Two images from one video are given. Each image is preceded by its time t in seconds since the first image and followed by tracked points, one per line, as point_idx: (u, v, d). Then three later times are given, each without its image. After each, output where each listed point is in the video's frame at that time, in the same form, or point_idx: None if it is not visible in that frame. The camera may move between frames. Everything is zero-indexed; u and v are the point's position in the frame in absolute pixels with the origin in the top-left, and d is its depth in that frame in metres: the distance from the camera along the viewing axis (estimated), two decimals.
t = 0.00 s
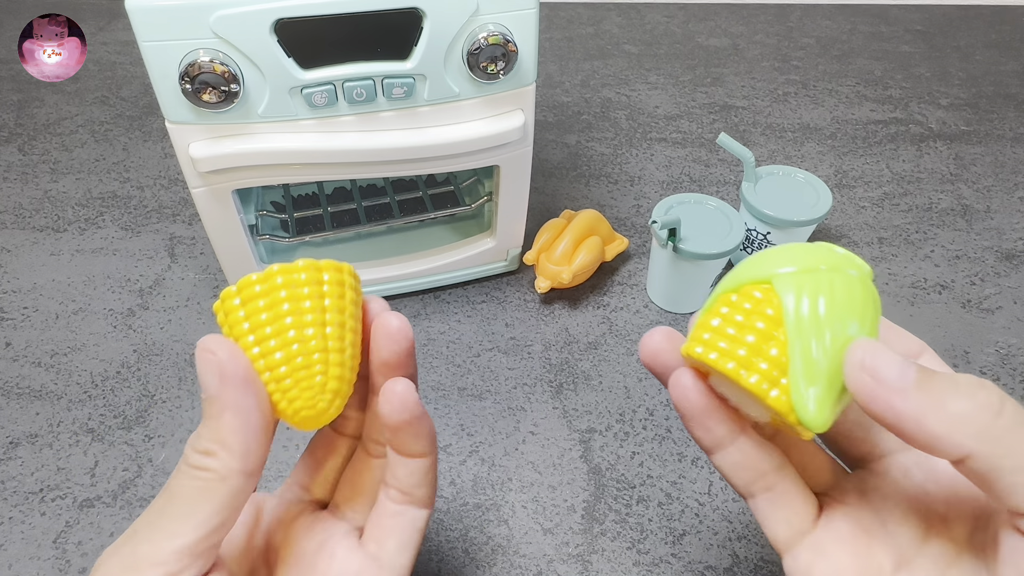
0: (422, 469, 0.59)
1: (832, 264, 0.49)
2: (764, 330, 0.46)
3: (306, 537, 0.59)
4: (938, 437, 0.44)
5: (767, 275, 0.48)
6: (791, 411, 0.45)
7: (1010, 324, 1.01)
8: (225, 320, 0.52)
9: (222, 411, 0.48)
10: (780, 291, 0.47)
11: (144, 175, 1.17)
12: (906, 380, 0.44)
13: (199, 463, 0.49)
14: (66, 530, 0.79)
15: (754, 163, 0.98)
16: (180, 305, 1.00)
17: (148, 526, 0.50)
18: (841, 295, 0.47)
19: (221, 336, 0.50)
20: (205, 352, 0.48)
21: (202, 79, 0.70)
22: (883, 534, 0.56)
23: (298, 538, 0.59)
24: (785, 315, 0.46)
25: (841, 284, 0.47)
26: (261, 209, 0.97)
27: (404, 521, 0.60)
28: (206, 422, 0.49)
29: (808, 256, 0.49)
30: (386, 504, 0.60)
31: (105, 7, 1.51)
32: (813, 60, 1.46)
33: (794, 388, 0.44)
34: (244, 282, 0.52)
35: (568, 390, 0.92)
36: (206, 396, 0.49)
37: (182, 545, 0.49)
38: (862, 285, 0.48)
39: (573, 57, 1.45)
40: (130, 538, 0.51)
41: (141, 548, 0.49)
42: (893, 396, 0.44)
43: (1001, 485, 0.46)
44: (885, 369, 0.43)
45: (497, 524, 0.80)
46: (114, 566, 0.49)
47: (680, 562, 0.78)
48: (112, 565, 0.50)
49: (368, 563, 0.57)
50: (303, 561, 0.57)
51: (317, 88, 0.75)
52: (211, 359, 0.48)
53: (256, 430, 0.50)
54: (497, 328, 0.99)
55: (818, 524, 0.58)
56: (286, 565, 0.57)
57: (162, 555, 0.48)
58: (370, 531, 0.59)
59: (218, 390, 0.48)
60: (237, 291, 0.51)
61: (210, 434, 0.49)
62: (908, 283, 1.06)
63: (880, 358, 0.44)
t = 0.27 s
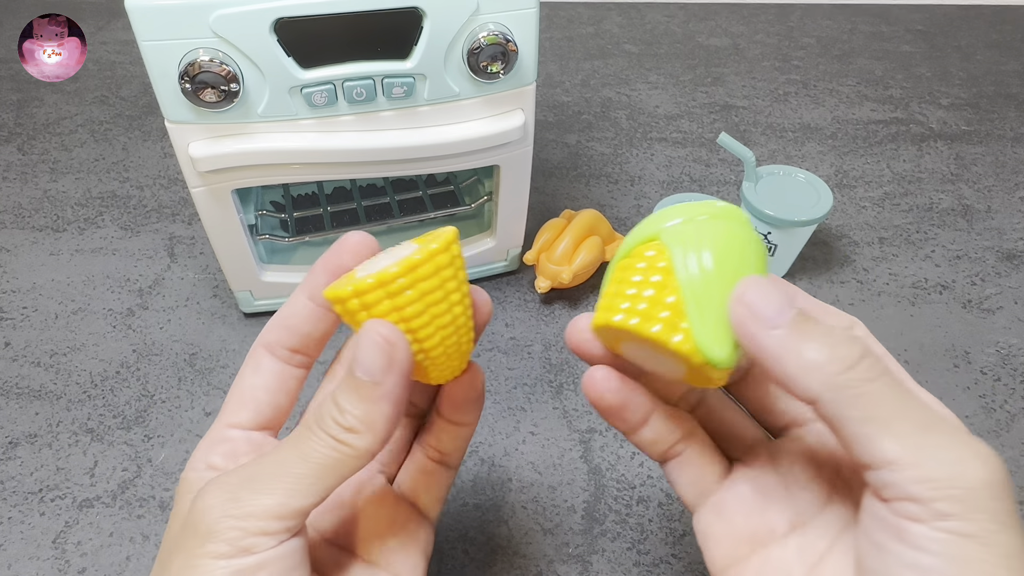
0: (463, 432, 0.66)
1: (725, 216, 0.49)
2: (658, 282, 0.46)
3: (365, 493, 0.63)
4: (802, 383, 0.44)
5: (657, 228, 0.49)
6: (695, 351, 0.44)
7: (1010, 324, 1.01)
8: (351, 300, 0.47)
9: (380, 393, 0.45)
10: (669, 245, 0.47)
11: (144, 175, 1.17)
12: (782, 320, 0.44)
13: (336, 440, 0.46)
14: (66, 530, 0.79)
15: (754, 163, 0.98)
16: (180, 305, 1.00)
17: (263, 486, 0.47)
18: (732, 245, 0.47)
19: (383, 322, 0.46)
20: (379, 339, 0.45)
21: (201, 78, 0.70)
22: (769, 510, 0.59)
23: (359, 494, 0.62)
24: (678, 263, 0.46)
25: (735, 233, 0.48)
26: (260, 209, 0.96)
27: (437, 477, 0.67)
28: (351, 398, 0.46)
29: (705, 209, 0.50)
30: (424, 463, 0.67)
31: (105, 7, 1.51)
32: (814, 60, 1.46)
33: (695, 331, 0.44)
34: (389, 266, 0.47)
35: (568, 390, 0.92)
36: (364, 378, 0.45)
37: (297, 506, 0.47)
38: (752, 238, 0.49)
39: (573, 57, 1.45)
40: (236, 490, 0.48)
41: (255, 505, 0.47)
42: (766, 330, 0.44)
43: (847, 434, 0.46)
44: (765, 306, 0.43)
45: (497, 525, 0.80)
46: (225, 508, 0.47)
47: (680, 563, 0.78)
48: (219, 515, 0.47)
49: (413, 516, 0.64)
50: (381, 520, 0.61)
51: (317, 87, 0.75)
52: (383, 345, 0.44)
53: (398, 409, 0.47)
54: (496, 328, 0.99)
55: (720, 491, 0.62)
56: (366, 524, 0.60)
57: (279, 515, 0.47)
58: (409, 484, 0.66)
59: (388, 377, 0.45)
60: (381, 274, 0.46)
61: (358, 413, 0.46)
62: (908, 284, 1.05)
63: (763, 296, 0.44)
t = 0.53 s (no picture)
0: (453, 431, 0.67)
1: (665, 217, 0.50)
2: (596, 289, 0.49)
3: (373, 496, 0.62)
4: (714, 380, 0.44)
5: (602, 230, 0.50)
6: (627, 358, 0.47)
7: (1010, 324, 1.01)
8: (404, 307, 0.46)
9: (426, 401, 0.45)
10: (594, 255, 0.49)
11: (143, 175, 1.17)
12: (700, 318, 0.43)
13: (378, 440, 0.45)
14: (65, 530, 0.79)
15: (754, 163, 0.98)
16: (179, 305, 1.00)
17: (308, 479, 0.46)
18: (673, 249, 0.48)
19: (438, 334, 0.45)
20: (430, 349, 0.44)
21: (201, 78, 0.70)
22: (714, 506, 0.62)
23: (369, 499, 0.62)
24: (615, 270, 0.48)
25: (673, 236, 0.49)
26: (260, 209, 0.96)
27: (427, 474, 0.67)
28: (398, 402, 0.45)
29: (648, 210, 0.51)
30: (416, 460, 0.66)
31: (105, 6, 1.51)
32: (814, 60, 1.46)
33: (623, 337, 0.47)
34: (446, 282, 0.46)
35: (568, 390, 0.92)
36: (416, 388, 0.44)
37: (339, 502, 0.46)
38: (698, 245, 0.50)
39: (573, 57, 1.45)
40: (279, 478, 0.46)
41: (299, 496, 0.45)
42: (670, 331, 0.43)
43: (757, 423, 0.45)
44: (677, 309, 0.43)
45: (497, 525, 0.80)
46: (261, 505, 0.45)
47: (680, 563, 0.78)
48: (259, 503, 0.45)
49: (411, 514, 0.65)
50: (392, 526, 0.62)
51: (317, 87, 0.75)
52: (434, 357, 0.44)
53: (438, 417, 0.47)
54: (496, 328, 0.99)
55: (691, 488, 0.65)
56: (382, 531, 0.61)
57: (325, 508, 0.46)
58: (402, 481, 0.65)
59: (436, 388, 0.45)
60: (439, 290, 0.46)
61: (405, 418, 0.45)
62: (908, 283, 1.05)
63: (678, 298, 0.43)
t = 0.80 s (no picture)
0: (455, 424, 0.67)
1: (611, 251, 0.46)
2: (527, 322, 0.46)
3: (375, 489, 0.62)
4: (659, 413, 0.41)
5: (549, 262, 0.47)
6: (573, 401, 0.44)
7: (1010, 324, 1.01)
8: (403, 298, 0.45)
9: (425, 394, 0.45)
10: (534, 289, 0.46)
11: (143, 175, 1.17)
12: (633, 358, 0.40)
13: (381, 431, 0.45)
14: (65, 530, 0.79)
15: (754, 163, 0.97)
16: (179, 305, 1.00)
17: (311, 471, 0.46)
18: (616, 286, 0.44)
19: (431, 325, 0.44)
20: (428, 342, 0.43)
21: (201, 79, 0.70)
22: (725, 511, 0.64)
23: (371, 492, 0.61)
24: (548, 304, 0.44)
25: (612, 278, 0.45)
26: (260, 209, 0.96)
27: (429, 467, 0.67)
28: (399, 395, 0.45)
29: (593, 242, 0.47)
30: (418, 453, 0.66)
31: (104, 5, 1.51)
32: (814, 60, 1.46)
33: (564, 377, 0.43)
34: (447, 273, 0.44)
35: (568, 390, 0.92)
36: (414, 380, 0.44)
37: (342, 492, 0.46)
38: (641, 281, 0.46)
39: (573, 57, 1.45)
40: (282, 469, 0.46)
41: (302, 487, 0.45)
42: (605, 370, 0.41)
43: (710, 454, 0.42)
44: (611, 345, 0.40)
45: (497, 525, 0.80)
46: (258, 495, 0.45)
47: (681, 563, 0.78)
48: (261, 496, 0.45)
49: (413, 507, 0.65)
50: (395, 519, 0.62)
51: (317, 87, 0.75)
52: (433, 351, 0.43)
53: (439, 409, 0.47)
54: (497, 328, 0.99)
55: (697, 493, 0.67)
56: (385, 524, 0.61)
57: (325, 499, 0.46)
58: (404, 474, 0.65)
59: (434, 381, 0.44)
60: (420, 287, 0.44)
61: (406, 411, 0.45)
62: (908, 284, 1.05)
63: (615, 330, 0.40)
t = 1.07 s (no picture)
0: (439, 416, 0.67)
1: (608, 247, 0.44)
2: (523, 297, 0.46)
3: (359, 481, 0.62)
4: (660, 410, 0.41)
5: (557, 246, 0.45)
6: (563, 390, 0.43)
7: (1011, 324, 1.01)
8: (390, 287, 0.45)
9: (410, 385, 0.45)
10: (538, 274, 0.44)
11: (142, 175, 1.17)
12: (634, 350, 0.39)
13: (361, 420, 0.45)
14: (64, 531, 0.79)
15: (754, 163, 0.97)
16: (179, 305, 1.00)
17: (288, 460, 0.45)
18: (622, 274, 0.43)
19: (417, 317, 0.44)
20: (415, 333, 0.43)
21: (200, 78, 0.70)
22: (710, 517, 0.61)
23: (354, 485, 0.61)
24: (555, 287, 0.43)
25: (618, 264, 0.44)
26: (260, 209, 0.95)
27: (413, 460, 0.67)
28: (382, 386, 0.45)
29: (604, 234, 0.46)
30: (403, 446, 0.66)
31: (104, 5, 1.50)
32: (815, 60, 1.46)
33: (557, 367, 0.42)
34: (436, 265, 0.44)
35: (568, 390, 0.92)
36: (398, 369, 0.44)
37: (319, 485, 0.46)
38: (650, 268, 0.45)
39: (573, 56, 1.45)
40: (258, 459, 0.45)
41: (279, 477, 0.45)
42: (605, 361, 0.40)
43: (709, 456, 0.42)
44: (612, 335, 0.39)
45: (497, 525, 0.80)
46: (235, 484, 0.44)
47: (681, 564, 0.78)
48: (236, 485, 0.44)
49: (397, 500, 0.65)
50: (378, 512, 0.61)
51: (317, 87, 0.75)
52: (419, 341, 0.43)
53: (422, 403, 0.47)
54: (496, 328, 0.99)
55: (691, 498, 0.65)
56: (368, 517, 0.61)
57: (304, 491, 0.45)
58: (388, 467, 0.65)
59: (419, 372, 0.44)
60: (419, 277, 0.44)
61: (388, 402, 0.45)
62: (909, 283, 1.05)
63: (618, 321, 0.40)
